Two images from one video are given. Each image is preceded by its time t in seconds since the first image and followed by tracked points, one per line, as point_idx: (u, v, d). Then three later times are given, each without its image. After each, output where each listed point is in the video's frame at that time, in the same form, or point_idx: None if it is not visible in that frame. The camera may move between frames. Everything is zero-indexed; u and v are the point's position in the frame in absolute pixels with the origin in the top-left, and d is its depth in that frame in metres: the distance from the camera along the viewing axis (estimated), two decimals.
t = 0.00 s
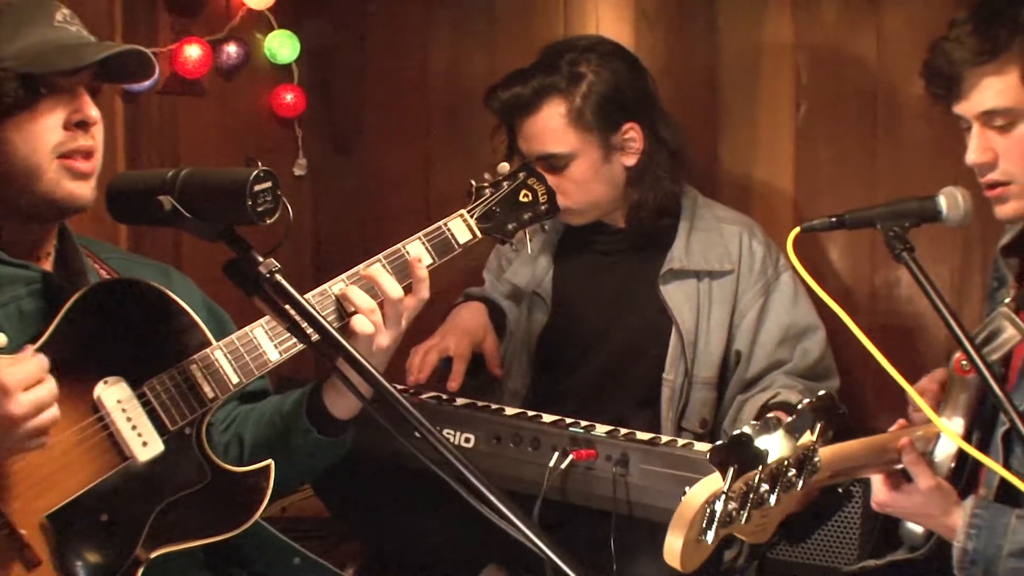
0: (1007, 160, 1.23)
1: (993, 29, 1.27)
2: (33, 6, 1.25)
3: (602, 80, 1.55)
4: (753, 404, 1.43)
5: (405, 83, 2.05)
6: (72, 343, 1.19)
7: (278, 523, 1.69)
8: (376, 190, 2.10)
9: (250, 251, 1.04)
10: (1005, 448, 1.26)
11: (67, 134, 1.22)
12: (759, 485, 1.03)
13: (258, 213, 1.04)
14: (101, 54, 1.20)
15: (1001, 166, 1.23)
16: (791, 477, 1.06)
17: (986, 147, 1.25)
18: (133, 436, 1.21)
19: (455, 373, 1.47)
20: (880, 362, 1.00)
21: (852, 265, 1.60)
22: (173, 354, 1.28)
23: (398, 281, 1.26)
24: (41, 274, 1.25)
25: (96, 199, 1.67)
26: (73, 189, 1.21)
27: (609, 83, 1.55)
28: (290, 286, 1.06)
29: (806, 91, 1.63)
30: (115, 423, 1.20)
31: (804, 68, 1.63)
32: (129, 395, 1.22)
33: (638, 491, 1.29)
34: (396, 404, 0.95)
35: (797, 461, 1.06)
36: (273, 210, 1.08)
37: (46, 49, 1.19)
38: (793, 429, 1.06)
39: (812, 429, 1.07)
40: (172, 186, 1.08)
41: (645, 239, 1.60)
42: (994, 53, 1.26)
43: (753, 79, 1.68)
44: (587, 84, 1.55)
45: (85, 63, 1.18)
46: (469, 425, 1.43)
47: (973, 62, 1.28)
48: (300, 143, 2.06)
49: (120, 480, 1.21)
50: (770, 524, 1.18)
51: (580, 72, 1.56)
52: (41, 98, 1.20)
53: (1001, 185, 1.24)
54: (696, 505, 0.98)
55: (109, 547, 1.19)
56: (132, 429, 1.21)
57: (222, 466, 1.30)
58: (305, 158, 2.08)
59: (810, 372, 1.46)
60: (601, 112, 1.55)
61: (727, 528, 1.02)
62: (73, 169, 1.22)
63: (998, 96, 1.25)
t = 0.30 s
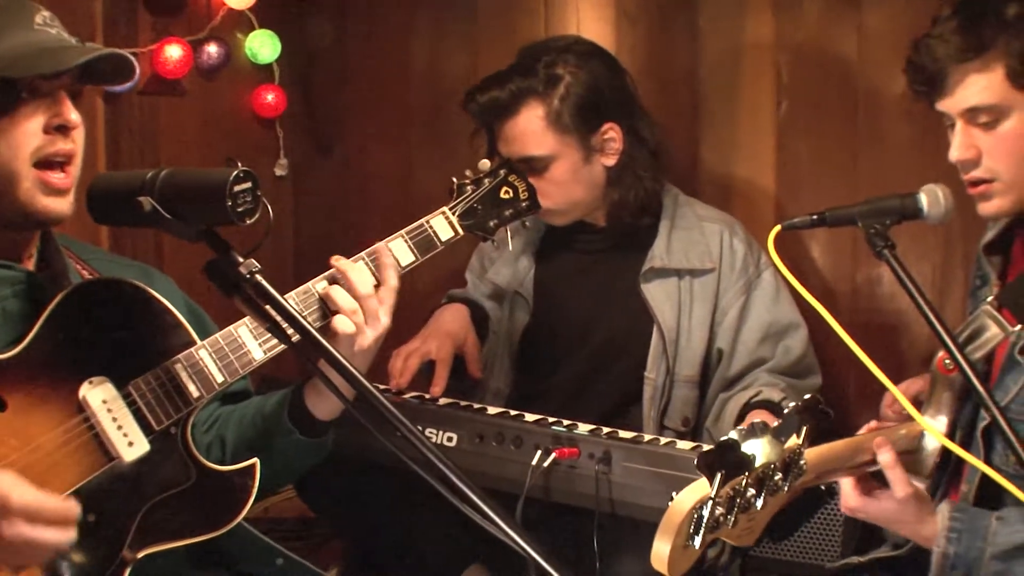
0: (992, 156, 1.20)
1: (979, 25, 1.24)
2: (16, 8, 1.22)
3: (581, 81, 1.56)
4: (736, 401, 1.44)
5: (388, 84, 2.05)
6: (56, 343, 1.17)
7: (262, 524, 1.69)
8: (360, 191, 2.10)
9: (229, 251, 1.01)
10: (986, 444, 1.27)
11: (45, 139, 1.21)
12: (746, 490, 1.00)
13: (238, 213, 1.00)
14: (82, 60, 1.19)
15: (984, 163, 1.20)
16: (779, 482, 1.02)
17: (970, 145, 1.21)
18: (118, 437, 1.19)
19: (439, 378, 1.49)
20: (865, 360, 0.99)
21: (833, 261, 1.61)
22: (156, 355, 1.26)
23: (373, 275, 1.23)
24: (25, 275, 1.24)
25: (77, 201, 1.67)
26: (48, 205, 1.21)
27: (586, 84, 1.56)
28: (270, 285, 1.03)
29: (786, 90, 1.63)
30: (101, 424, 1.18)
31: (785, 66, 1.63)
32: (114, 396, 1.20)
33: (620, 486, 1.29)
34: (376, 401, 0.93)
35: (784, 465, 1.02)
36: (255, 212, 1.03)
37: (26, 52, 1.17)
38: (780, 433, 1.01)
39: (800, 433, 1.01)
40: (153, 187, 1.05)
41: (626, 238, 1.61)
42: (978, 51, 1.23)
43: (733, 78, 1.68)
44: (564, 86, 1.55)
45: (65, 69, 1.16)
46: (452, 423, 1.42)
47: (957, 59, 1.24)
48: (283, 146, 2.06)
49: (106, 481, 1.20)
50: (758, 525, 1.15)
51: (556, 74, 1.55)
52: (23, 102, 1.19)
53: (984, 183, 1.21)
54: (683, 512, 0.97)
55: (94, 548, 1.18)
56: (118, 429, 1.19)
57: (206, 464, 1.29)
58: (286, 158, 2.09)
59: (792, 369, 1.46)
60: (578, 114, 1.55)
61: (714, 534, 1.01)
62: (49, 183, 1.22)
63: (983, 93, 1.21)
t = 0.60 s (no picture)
0: (969, 159, 1.19)
1: (951, 28, 1.22)
2: None
3: (555, 81, 1.56)
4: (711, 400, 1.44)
5: (367, 85, 2.05)
6: (28, 347, 1.16)
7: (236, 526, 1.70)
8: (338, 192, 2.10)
9: (202, 252, 1.01)
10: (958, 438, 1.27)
11: (19, 140, 1.19)
12: (736, 501, 0.93)
13: (211, 214, 1.00)
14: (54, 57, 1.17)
15: (962, 167, 1.19)
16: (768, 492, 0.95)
17: (947, 148, 1.20)
18: (91, 441, 1.18)
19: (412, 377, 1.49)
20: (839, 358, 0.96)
21: (807, 258, 1.63)
22: (129, 359, 1.25)
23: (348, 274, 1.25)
24: None
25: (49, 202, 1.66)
26: (24, 203, 1.20)
27: (561, 84, 1.56)
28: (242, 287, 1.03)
29: (760, 88, 1.65)
30: (73, 428, 1.17)
31: (759, 65, 1.65)
32: (86, 400, 1.19)
33: (596, 486, 1.28)
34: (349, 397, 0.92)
35: (775, 475, 0.94)
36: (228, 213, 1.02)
37: None
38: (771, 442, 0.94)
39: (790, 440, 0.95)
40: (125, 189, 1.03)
41: (601, 239, 1.61)
42: (951, 55, 1.21)
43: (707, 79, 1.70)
44: (540, 85, 1.55)
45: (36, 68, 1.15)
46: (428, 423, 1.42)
47: (930, 67, 1.23)
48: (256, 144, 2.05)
49: (79, 485, 1.18)
50: (749, 531, 1.12)
51: (532, 73, 1.55)
52: None
53: (963, 185, 1.20)
54: (679, 525, 0.98)
55: (69, 552, 1.16)
56: (91, 434, 1.18)
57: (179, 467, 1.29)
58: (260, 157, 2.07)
59: (767, 367, 1.46)
60: (554, 113, 1.54)
61: (710, 548, 1.01)
62: (25, 180, 1.20)
63: (957, 99, 1.20)
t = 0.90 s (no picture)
0: (950, 159, 1.20)
1: (927, 25, 1.22)
2: None
3: (530, 78, 1.56)
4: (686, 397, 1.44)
5: (346, 84, 2.04)
6: None
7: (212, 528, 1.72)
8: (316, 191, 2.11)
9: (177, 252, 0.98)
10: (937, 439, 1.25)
11: None
12: (717, 527, 0.88)
13: (184, 216, 0.97)
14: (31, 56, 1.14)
15: (941, 167, 1.20)
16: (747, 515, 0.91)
17: (927, 148, 1.21)
18: (64, 444, 1.16)
19: (385, 374, 1.50)
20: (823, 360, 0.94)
21: (781, 256, 1.66)
22: (102, 360, 1.24)
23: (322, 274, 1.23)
24: None
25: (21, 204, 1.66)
26: None
27: (537, 81, 1.56)
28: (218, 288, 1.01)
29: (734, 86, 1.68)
30: (46, 431, 1.15)
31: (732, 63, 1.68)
32: (59, 403, 1.17)
33: (572, 485, 1.28)
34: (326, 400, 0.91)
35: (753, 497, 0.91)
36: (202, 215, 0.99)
37: None
38: (748, 464, 0.91)
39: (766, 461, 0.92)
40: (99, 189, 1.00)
41: (576, 236, 1.61)
42: (931, 56, 1.20)
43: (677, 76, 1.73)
44: (515, 83, 1.55)
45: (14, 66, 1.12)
46: (403, 423, 1.42)
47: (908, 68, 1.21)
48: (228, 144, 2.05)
49: (53, 487, 1.17)
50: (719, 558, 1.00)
51: (508, 71, 1.55)
52: None
53: (941, 184, 1.21)
54: (662, 554, 0.84)
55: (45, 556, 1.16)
56: (65, 437, 1.16)
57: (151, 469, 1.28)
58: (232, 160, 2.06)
59: (741, 365, 1.47)
60: (531, 110, 1.54)
61: None
62: None
63: (936, 99, 1.20)
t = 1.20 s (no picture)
0: (927, 152, 1.18)
1: (911, 17, 1.19)
2: None
3: (510, 77, 1.56)
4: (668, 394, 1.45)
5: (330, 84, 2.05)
6: None
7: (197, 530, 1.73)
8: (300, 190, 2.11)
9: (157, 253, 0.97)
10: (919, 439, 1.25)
11: None
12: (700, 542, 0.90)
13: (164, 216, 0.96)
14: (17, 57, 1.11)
15: (920, 160, 1.19)
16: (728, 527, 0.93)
17: (905, 140, 1.19)
18: (44, 444, 1.15)
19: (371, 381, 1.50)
20: (801, 359, 0.93)
21: (762, 255, 1.66)
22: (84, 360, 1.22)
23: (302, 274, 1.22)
24: None
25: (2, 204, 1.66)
26: None
27: (517, 80, 1.56)
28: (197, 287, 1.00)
29: (716, 85, 1.68)
30: (26, 432, 1.14)
31: (713, 62, 1.69)
32: (40, 403, 1.16)
33: (553, 486, 1.27)
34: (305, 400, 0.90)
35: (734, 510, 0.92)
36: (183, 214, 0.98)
37: None
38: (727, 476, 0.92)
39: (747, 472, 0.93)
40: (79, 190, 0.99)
41: (557, 234, 1.62)
42: (914, 46, 1.18)
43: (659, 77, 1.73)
44: (496, 82, 1.55)
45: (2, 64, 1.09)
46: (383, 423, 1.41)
47: (891, 55, 1.19)
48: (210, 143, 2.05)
49: (32, 488, 1.17)
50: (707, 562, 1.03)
51: (488, 71, 1.55)
52: None
53: (919, 178, 1.20)
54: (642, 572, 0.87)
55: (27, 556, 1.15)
56: (44, 436, 1.15)
57: (131, 468, 1.25)
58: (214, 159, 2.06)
59: (722, 362, 1.47)
60: (511, 109, 1.55)
61: None
62: None
63: (916, 91, 1.19)
